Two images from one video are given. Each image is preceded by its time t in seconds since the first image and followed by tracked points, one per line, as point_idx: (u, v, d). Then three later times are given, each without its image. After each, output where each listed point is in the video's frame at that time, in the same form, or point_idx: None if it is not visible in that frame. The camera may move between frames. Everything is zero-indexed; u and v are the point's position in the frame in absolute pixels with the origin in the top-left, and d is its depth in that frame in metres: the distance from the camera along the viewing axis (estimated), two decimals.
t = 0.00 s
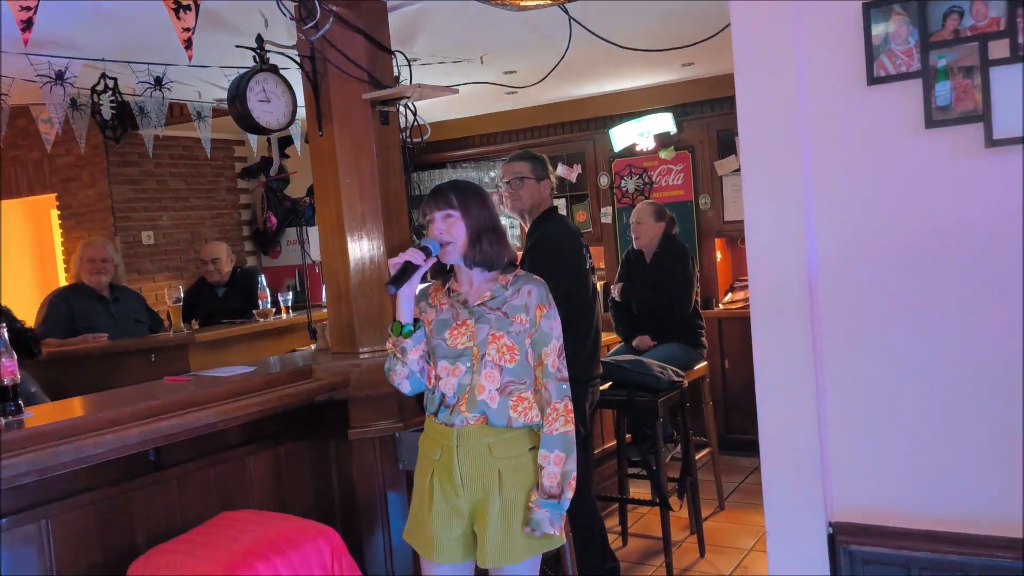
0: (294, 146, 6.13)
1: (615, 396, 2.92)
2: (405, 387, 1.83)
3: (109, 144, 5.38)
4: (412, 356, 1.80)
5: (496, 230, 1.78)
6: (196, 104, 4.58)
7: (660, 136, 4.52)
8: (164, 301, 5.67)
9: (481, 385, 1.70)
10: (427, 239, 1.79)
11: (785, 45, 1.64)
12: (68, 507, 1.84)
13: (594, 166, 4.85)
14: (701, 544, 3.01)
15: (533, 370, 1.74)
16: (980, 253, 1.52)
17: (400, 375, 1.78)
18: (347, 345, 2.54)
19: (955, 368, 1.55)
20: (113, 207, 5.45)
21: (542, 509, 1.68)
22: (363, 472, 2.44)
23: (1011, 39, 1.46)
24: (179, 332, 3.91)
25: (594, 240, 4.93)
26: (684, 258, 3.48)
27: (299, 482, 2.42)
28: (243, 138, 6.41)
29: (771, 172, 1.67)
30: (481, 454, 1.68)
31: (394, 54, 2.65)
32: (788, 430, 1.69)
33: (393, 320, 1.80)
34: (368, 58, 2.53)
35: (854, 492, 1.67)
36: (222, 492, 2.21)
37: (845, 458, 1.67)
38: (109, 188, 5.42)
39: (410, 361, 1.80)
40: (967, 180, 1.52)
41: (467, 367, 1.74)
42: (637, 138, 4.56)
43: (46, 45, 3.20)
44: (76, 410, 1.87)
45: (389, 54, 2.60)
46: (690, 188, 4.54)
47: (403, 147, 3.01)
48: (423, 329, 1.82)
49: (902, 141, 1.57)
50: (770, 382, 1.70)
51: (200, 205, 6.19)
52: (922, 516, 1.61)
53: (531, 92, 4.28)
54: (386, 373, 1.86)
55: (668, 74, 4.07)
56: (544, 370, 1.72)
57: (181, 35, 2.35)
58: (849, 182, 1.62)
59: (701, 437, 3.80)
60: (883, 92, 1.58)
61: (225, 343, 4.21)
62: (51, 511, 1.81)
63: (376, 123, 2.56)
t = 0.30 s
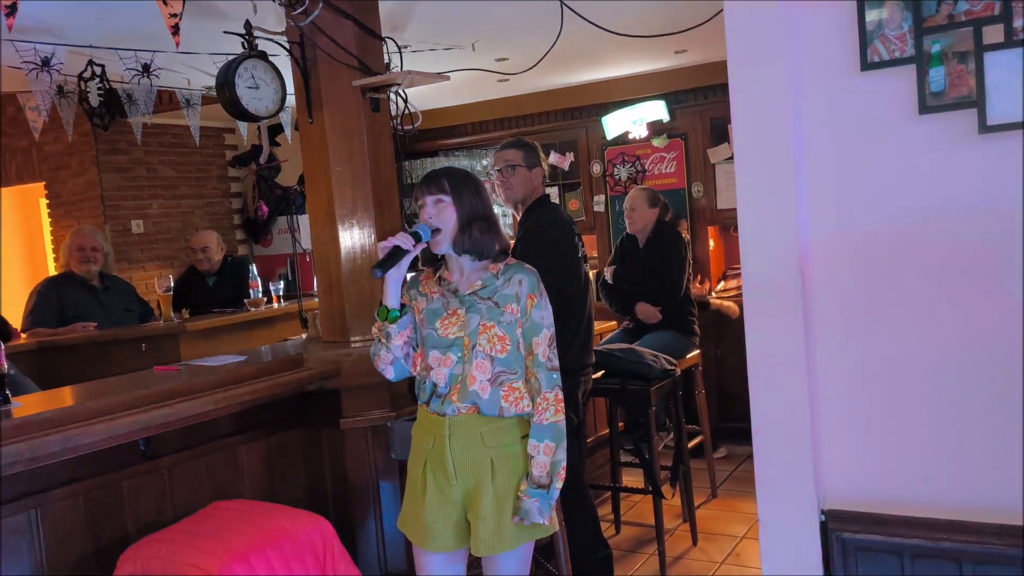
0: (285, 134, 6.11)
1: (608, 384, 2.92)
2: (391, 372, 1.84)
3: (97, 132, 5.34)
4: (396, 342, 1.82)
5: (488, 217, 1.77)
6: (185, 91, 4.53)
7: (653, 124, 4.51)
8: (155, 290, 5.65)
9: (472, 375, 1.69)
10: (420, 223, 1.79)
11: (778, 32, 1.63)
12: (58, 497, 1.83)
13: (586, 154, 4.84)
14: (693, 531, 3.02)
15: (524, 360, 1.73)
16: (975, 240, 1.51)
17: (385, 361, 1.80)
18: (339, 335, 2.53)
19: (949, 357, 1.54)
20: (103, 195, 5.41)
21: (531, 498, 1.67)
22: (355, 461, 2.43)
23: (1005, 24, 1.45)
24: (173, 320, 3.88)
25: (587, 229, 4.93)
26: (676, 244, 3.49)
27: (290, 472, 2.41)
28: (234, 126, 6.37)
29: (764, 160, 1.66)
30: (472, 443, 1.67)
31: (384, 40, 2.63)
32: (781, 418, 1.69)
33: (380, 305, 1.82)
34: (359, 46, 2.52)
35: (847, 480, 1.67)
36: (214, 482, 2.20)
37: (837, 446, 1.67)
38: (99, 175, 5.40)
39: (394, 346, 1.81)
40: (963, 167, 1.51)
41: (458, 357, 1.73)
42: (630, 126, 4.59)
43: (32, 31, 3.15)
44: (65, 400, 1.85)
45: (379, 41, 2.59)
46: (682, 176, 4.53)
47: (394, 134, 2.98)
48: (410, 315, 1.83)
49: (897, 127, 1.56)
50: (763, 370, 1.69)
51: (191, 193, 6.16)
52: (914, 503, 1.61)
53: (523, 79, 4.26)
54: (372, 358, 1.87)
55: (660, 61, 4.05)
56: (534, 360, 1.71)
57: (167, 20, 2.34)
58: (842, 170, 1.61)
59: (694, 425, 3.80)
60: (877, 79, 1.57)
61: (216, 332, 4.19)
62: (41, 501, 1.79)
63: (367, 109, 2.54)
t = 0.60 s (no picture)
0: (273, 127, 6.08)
1: (598, 376, 2.93)
2: (379, 369, 1.82)
3: (83, 125, 5.29)
4: (384, 339, 1.80)
5: (475, 212, 1.77)
6: (171, 84, 4.49)
7: (643, 116, 4.57)
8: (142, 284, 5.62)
9: (460, 370, 1.69)
10: (405, 223, 1.76)
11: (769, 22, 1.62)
12: (46, 494, 1.81)
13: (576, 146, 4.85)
14: (684, 522, 3.03)
15: (512, 355, 1.73)
16: (964, 232, 1.51)
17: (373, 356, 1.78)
18: (328, 329, 2.52)
19: (938, 347, 1.55)
20: (88, 189, 5.38)
21: (522, 493, 1.67)
22: (345, 456, 2.43)
23: (994, 16, 1.45)
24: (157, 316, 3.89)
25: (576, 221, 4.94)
26: (666, 236, 3.45)
27: (280, 467, 2.41)
28: (221, 119, 6.34)
29: (755, 152, 1.66)
30: (461, 438, 1.67)
31: (372, 32, 2.61)
32: (770, 412, 1.69)
33: (367, 301, 1.80)
34: (346, 37, 2.48)
35: (837, 472, 1.67)
36: (203, 478, 2.19)
37: (827, 437, 1.67)
38: (83, 169, 5.35)
39: (382, 343, 1.79)
40: (952, 158, 1.51)
41: (446, 353, 1.72)
42: (618, 118, 4.59)
43: (13, 24, 3.11)
44: (51, 397, 1.83)
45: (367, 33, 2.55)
46: (672, 168, 4.63)
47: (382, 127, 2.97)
48: (398, 311, 1.82)
49: (886, 119, 1.56)
50: (754, 363, 1.69)
51: (179, 187, 6.12)
52: (904, 494, 1.62)
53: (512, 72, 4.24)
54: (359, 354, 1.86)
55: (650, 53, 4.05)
56: (523, 355, 1.71)
57: (153, 13, 2.31)
58: (832, 161, 1.61)
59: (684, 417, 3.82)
60: (865, 71, 1.57)
61: (204, 326, 4.17)
62: (30, 499, 1.78)
63: (355, 103, 2.52)
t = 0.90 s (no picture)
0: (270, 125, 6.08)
1: (597, 372, 2.93)
2: (377, 367, 1.83)
3: (81, 125, 5.28)
4: (381, 336, 1.80)
5: (472, 208, 1.77)
6: (169, 83, 4.49)
7: (641, 113, 4.59)
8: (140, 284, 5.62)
9: (458, 367, 1.70)
10: (403, 219, 1.79)
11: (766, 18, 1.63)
12: (46, 493, 1.81)
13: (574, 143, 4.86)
14: (683, 518, 3.04)
15: (510, 352, 1.73)
16: (962, 226, 1.52)
17: (371, 354, 1.78)
18: (328, 327, 2.52)
19: (937, 341, 1.56)
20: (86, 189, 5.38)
21: (517, 490, 1.67)
22: (345, 454, 2.43)
23: (990, 12, 1.46)
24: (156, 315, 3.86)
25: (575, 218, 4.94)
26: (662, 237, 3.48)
27: (280, 466, 2.41)
28: (219, 118, 6.34)
29: (752, 147, 1.66)
30: (460, 435, 1.68)
31: (370, 30, 2.60)
32: (768, 406, 1.70)
33: (364, 299, 1.80)
34: (344, 36, 2.48)
35: (836, 465, 1.68)
36: (204, 477, 2.19)
37: (826, 431, 1.67)
38: (81, 168, 5.36)
39: (379, 341, 1.80)
40: (948, 155, 1.52)
41: (444, 350, 1.73)
42: (616, 115, 4.60)
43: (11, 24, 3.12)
44: (53, 396, 1.84)
45: (364, 31, 2.54)
46: (670, 164, 4.69)
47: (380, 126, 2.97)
48: (395, 309, 1.83)
49: (883, 114, 1.56)
50: (752, 358, 1.70)
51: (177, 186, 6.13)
52: (902, 488, 1.62)
53: (509, 70, 4.25)
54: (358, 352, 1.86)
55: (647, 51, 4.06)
56: (521, 352, 1.71)
57: (150, 12, 2.32)
58: (830, 156, 1.61)
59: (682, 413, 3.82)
60: (862, 67, 1.57)
61: (202, 325, 4.18)
62: (30, 498, 1.78)
63: (353, 101, 2.51)
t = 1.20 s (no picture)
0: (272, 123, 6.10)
1: (599, 369, 2.93)
2: (380, 365, 1.84)
3: (83, 122, 5.29)
4: (383, 335, 1.82)
5: (474, 205, 1.76)
6: (171, 80, 4.49)
7: (643, 110, 4.55)
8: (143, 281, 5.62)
9: (460, 365, 1.70)
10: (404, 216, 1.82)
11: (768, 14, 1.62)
12: (49, 491, 1.82)
13: (576, 140, 4.86)
14: (686, 514, 3.04)
15: (511, 349, 1.73)
16: (962, 222, 1.52)
17: (374, 354, 1.80)
18: (331, 324, 2.53)
19: (938, 337, 1.56)
20: (88, 186, 5.38)
21: (521, 487, 1.68)
22: (349, 450, 2.44)
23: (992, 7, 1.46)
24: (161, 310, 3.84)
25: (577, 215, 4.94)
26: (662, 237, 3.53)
27: (283, 462, 2.42)
28: (220, 115, 6.35)
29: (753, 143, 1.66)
30: (463, 432, 1.68)
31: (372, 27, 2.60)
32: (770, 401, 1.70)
33: (367, 297, 1.82)
34: (347, 34, 2.49)
35: (838, 461, 1.68)
36: (207, 473, 2.20)
37: (827, 427, 1.68)
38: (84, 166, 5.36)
39: (381, 339, 1.81)
40: (949, 150, 1.52)
41: (446, 347, 1.73)
42: (618, 112, 4.55)
43: (13, 22, 3.12)
44: (56, 394, 1.85)
45: (368, 29, 2.56)
46: (671, 161, 4.66)
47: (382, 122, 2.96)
48: (397, 307, 1.84)
49: (884, 110, 1.56)
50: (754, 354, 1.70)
51: (179, 183, 6.14)
52: (903, 484, 1.62)
53: (510, 66, 4.25)
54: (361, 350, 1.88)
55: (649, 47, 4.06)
56: (522, 349, 1.71)
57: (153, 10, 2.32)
58: (831, 152, 1.61)
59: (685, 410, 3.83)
60: (864, 63, 1.57)
61: (205, 322, 4.19)
62: (34, 495, 1.79)
63: (355, 99, 2.53)
